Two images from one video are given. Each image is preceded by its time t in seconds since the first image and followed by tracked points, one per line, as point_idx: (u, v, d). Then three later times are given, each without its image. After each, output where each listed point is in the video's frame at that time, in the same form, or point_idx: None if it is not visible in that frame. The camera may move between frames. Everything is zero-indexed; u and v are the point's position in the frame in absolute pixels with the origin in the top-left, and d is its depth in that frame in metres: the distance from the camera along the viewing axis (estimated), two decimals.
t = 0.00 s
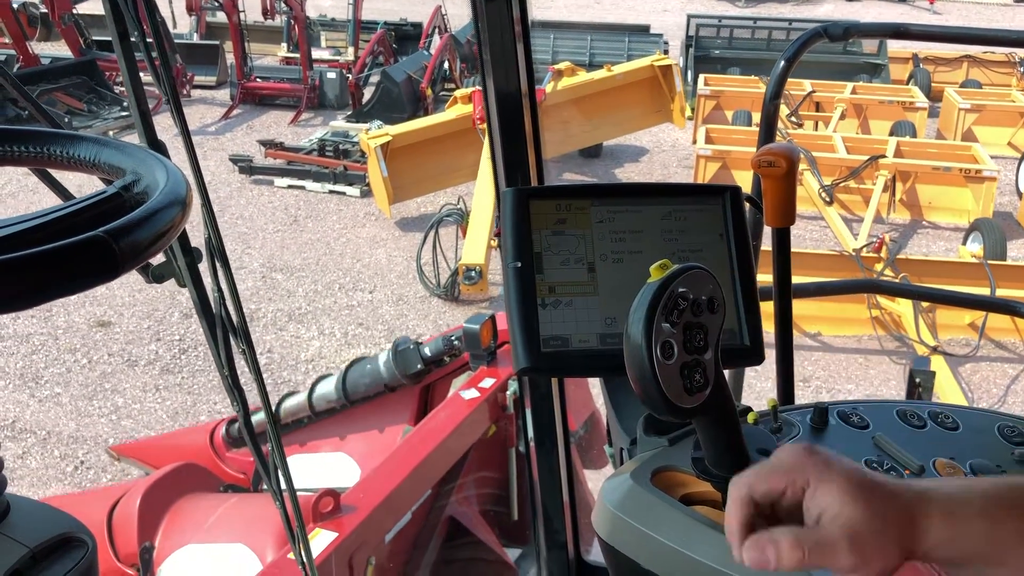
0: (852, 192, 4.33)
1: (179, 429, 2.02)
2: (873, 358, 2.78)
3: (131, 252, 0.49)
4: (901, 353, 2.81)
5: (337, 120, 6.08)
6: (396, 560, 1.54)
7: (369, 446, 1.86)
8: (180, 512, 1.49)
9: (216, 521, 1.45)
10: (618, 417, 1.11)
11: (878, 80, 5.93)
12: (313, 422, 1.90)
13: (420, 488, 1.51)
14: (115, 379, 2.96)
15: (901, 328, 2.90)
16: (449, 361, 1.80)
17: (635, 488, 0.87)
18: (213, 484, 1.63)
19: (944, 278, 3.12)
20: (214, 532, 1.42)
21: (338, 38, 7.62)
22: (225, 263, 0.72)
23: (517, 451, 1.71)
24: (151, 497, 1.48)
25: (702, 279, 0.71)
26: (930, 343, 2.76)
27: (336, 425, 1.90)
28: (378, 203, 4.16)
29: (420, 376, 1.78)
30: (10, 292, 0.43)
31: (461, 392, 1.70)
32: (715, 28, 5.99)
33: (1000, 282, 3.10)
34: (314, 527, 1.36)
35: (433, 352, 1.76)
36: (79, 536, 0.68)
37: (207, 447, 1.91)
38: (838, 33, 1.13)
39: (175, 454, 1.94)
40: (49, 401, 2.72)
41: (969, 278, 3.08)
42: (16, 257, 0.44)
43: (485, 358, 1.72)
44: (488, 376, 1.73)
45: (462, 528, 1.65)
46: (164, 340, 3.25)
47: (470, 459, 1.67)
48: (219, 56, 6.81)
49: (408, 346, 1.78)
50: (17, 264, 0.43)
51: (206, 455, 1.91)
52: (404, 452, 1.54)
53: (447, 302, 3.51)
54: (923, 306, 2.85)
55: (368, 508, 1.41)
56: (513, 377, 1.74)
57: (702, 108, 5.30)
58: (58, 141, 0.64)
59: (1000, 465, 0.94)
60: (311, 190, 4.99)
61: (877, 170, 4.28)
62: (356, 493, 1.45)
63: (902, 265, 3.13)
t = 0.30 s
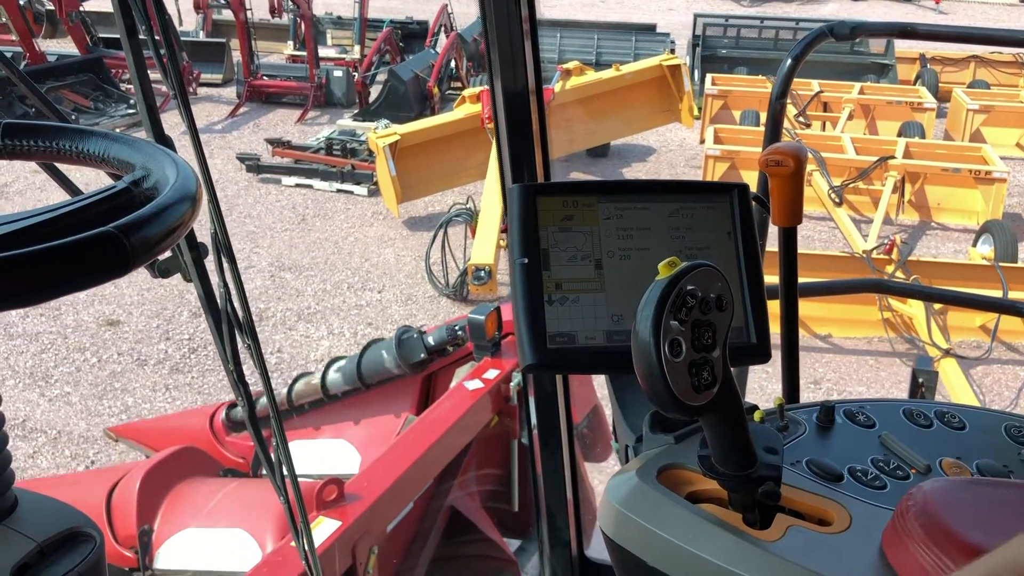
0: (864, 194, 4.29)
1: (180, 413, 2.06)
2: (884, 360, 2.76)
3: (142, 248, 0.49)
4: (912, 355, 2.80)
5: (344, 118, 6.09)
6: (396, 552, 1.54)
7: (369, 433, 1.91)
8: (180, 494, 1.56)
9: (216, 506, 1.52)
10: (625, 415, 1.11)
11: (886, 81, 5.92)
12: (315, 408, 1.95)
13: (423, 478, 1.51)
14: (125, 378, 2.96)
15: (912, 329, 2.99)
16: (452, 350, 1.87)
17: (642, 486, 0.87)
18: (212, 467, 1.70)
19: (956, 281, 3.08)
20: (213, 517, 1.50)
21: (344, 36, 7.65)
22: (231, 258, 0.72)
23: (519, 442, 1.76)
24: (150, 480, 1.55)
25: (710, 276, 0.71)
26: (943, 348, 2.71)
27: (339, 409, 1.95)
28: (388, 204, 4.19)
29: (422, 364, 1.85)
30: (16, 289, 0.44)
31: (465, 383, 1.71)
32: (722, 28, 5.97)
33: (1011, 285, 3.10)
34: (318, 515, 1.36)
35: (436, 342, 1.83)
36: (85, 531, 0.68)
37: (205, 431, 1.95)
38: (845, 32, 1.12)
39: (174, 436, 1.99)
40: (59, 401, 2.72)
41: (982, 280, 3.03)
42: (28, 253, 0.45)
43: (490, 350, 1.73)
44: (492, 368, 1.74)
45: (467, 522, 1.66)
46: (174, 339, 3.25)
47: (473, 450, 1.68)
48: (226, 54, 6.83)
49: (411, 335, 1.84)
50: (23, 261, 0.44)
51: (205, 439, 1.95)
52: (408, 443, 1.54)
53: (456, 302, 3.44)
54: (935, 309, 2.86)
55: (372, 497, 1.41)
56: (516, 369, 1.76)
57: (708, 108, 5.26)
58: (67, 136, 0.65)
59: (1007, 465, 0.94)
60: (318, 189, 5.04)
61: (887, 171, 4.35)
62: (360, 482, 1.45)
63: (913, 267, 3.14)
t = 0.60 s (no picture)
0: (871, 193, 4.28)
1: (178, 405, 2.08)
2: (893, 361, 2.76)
3: (142, 247, 0.49)
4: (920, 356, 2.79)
5: (349, 116, 6.08)
6: (393, 548, 1.54)
7: (369, 427, 1.93)
8: (180, 487, 1.60)
9: (215, 499, 1.56)
10: (624, 414, 1.11)
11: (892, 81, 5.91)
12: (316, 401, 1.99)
13: (424, 473, 1.52)
14: (133, 377, 2.96)
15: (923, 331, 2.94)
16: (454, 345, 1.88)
17: (642, 487, 0.87)
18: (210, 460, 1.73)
19: (963, 281, 3.05)
20: (213, 510, 1.53)
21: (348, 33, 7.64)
22: (231, 256, 0.72)
23: (519, 438, 1.76)
24: (150, 471, 1.59)
25: (709, 276, 0.71)
26: (954, 349, 2.64)
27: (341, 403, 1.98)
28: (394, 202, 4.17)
29: (423, 359, 1.86)
30: (15, 288, 0.45)
31: (468, 377, 1.71)
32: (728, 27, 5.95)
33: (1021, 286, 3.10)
34: (319, 509, 1.36)
35: (438, 336, 1.83)
36: (84, 530, 0.68)
37: (205, 423, 1.97)
38: (846, 32, 1.12)
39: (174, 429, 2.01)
40: (66, 401, 2.70)
41: (992, 280, 3.04)
42: (29, 251, 0.45)
43: (492, 344, 1.75)
44: (494, 363, 1.75)
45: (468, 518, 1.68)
46: (181, 338, 3.22)
47: (474, 445, 1.68)
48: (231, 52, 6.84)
49: (413, 331, 1.86)
50: (24, 259, 0.45)
51: (205, 432, 1.96)
52: (409, 438, 1.54)
53: (464, 300, 3.44)
54: (945, 310, 2.79)
55: (373, 491, 1.41)
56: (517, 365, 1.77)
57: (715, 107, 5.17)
58: (66, 135, 0.65)
59: (1006, 466, 0.94)
60: (323, 186, 5.04)
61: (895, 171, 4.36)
62: (361, 476, 1.45)
63: (923, 268, 3.12)
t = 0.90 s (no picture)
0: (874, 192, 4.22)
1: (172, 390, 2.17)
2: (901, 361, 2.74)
3: (137, 239, 0.49)
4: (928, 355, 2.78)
5: (351, 114, 6.05)
6: (392, 540, 1.55)
7: (365, 415, 1.93)
8: (175, 473, 1.61)
9: (211, 485, 1.57)
10: (625, 410, 1.11)
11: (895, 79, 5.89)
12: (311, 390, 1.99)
13: (422, 463, 1.53)
14: (138, 375, 2.83)
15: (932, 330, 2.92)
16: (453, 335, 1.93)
17: (643, 483, 0.86)
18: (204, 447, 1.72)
19: (974, 280, 3.06)
20: (209, 495, 1.55)
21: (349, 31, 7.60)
22: (229, 250, 0.71)
23: (518, 430, 1.77)
24: (146, 454, 1.59)
25: (712, 271, 0.70)
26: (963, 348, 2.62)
27: (335, 392, 1.98)
28: (397, 200, 4.13)
29: (422, 347, 1.91)
30: (8, 280, 0.44)
31: (468, 367, 1.73)
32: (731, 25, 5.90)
33: None
34: (318, 498, 1.37)
35: (437, 325, 1.88)
36: (80, 526, 0.67)
37: (200, 407, 2.08)
38: (847, 27, 1.12)
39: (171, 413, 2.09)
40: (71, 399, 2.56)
41: (1001, 280, 3.02)
42: (23, 243, 0.44)
43: (493, 335, 1.77)
44: (495, 354, 1.78)
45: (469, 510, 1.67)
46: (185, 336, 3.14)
47: (473, 436, 1.70)
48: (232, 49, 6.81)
49: (412, 319, 1.90)
50: (17, 250, 0.44)
51: (200, 415, 2.07)
52: (407, 429, 1.56)
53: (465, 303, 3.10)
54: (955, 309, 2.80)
55: (372, 481, 1.42)
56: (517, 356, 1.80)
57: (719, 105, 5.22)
58: (62, 126, 0.64)
59: (1009, 463, 0.94)
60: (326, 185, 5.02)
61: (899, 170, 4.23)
62: (362, 465, 1.46)
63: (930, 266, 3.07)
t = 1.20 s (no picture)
0: (874, 189, 4.17)
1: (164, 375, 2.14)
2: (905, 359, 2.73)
3: (127, 232, 0.49)
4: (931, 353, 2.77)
5: (351, 111, 6.01)
6: (385, 532, 1.56)
7: (359, 403, 1.99)
8: (168, 458, 1.63)
9: (206, 470, 1.59)
10: (617, 405, 1.11)
11: (895, 76, 5.88)
12: (302, 376, 2.05)
13: (418, 454, 1.54)
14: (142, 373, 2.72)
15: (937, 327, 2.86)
16: (450, 325, 1.90)
17: (634, 476, 0.87)
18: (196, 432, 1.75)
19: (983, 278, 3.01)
20: (204, 481, 1.57)
21: (348, 28, 7.57)
22: (222, 247, 0.72)
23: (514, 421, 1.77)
24: (140, 441, 1.62)
25: (701, 265, 0.70)
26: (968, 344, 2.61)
27: (330, 379, 2.03)
28: (400, 198, 3.96)
29: (420, 336, 1.90)
30: None
31: (466, 358, 1.76)
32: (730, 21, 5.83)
33: None
34: (315, 486, 1.39)
35: (434, 314, 1.86)
36: (69, 520, 0.67)
37: (195, 394, 2.05)
38: (841, 22, 1.12)
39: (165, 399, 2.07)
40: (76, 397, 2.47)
41: (1006, 277, 3.00)
42: (11, 237, 0.44)
43: (490, 327, 1.74)
44: (491, 344, 1.80)
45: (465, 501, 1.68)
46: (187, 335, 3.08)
47: (467, 427, 1.71)
48: (229, 45, 6.86)
49: (410, 308, 1.90)
50: (6, 244, 0.44)
51: (194, 402, 2.04)
52: (404, 419, 1.57)
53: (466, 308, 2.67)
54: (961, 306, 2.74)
55: (370, 469, 1.44)
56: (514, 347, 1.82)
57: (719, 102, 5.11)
58: (53, 121, 0.64)
59: (998, 457, 0.94)
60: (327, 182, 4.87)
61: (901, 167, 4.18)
62: (358, 454, 1.48)
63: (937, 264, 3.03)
